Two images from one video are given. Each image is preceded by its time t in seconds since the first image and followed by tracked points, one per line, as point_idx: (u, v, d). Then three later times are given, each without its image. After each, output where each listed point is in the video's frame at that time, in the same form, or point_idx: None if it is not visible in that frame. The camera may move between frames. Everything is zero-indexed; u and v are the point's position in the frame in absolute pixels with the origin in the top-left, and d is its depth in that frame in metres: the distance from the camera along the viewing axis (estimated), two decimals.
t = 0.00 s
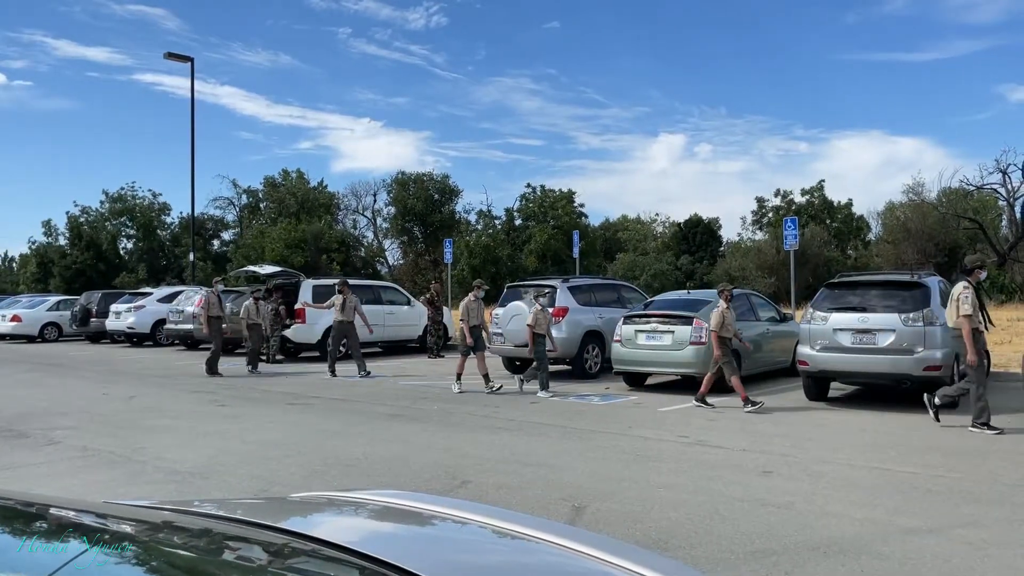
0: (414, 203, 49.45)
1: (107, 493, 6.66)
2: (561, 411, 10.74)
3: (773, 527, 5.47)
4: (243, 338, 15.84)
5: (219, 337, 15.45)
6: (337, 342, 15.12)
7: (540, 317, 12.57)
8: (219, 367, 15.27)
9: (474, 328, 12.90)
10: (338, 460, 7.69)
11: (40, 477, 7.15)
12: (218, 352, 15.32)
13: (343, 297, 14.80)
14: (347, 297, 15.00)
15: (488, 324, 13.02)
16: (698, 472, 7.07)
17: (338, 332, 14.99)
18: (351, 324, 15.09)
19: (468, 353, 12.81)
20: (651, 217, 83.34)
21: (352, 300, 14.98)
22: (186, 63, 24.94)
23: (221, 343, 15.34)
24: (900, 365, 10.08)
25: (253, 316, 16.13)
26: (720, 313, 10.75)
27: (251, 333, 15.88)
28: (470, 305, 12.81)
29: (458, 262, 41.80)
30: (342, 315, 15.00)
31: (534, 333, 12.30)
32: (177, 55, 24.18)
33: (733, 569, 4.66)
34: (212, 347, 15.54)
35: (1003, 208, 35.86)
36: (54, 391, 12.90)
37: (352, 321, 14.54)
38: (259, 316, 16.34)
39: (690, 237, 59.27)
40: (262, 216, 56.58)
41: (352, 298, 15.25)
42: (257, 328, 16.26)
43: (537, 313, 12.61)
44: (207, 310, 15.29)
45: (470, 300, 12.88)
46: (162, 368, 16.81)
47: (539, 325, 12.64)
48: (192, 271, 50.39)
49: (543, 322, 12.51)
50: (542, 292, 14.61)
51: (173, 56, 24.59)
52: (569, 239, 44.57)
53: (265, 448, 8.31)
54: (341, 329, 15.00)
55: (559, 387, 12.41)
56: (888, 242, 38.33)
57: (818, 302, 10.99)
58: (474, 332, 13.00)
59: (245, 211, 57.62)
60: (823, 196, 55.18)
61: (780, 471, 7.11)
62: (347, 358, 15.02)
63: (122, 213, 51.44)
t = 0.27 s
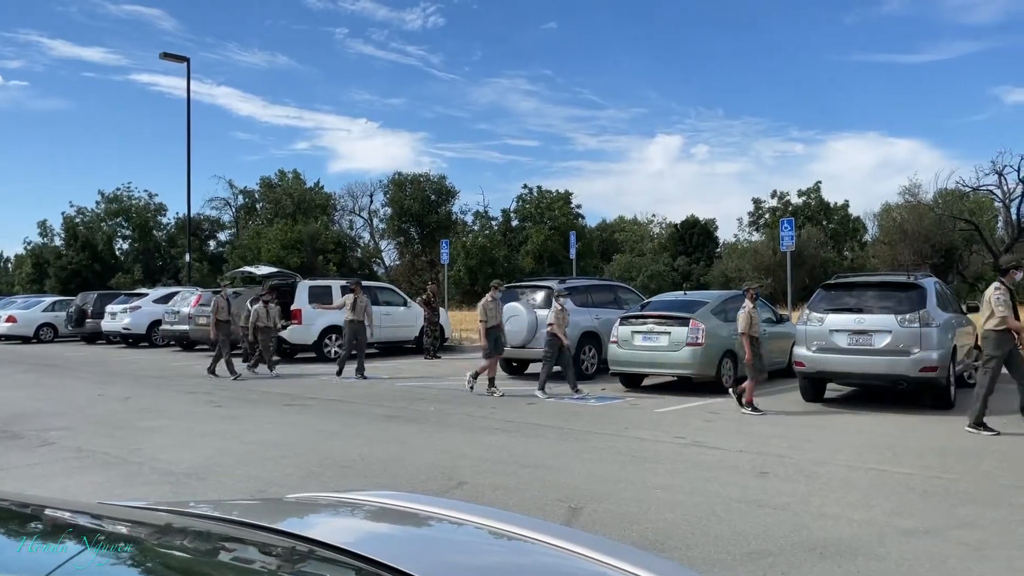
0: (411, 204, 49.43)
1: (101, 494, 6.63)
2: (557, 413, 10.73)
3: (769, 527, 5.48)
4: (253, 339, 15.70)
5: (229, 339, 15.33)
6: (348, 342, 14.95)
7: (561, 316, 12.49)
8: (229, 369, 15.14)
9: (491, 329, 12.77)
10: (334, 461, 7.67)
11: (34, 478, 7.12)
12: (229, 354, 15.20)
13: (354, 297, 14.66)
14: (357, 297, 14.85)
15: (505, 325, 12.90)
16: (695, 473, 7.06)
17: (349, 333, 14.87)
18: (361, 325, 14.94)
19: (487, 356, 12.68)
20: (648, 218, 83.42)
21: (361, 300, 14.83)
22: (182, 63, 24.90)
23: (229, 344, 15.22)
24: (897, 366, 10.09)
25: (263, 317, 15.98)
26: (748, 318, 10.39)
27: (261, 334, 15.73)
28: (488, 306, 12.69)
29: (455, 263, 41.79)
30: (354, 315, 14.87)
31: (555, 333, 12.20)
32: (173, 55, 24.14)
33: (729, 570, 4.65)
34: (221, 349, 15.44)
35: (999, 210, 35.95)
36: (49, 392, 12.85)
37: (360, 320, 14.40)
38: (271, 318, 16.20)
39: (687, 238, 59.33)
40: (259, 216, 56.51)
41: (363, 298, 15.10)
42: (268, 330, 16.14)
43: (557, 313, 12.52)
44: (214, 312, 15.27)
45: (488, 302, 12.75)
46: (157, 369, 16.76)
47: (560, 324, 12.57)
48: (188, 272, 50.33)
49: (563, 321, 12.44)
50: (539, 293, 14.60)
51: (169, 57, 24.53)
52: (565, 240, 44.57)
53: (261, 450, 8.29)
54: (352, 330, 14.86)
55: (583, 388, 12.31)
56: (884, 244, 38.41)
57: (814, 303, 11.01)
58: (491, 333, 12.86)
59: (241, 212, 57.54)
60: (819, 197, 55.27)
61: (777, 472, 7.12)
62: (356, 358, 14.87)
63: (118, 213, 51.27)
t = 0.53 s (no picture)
0: (407, 205, 49.41)
1: (96, 495, 6.61)
2: (553, 414, 10.72)
3: (765, 528, 5.48)
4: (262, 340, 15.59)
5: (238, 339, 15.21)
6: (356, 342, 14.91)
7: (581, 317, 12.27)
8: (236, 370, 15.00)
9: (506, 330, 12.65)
10: (329, 462, 7.65)
11: (27, 480, 7.08)
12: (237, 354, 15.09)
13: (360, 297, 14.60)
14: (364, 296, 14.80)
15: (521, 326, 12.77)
16: (690, 474, 7.06)
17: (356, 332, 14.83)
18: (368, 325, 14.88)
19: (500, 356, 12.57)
20: (643, 219, 83.53)
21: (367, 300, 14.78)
22: (177, 64, 24.86)
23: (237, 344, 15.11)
24: (891, 366, 10.11)
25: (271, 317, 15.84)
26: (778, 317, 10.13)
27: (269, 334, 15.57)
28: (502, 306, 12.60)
29: (451, 263, 41.80)
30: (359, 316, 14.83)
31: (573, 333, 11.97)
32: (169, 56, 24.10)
33: (725, 571, 4.65)
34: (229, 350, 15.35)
35: (993, 211, 36.05)
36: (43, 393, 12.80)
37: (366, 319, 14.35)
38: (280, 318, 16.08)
39: (682, 238, 59.44)
40: (254, 217, 56.46)
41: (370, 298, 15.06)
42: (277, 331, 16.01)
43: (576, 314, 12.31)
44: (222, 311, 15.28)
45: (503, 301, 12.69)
46: (152, 370, 16.71)
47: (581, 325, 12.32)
48: (183, 272, 50.23)
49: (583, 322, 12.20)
50: (534, 294, 14.59)
51: (165, 57, 24.48)
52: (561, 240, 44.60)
53: (255, 451, 8.26)
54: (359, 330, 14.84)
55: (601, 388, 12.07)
56: (879, 245, 38.51)
57: (809, 304, 11.02)
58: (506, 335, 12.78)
59: (236, 213, 57.50)
60: (815, 198, 55.36)
61: (772, 473, 7.13)
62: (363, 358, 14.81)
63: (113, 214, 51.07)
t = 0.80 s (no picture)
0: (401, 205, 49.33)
1: (90, 496, 6.60)
2: (548, 414, 10.73)
3: (759, 528, 5.49)
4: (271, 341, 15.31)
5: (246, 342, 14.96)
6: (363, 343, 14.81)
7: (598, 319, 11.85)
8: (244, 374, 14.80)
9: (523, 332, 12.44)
10: (324, 463, 7.64)
11: (21, 481, 7.06)
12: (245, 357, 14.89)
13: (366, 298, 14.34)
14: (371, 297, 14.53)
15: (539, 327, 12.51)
16: (684, 475, 7.08)
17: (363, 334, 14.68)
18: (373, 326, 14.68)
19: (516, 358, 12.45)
20: (638, 220, 83.61)
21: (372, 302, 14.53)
22: (172, 64, 24.83)
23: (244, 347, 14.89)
24: (885, 367, 10.15)
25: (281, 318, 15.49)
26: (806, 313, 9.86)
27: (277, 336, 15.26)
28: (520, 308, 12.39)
29: (445, 264, 41.80)
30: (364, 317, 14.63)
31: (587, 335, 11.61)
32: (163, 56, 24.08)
33: (718, 571, 4.66)
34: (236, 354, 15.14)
35: (987, 212, 36.14)
36: (37, 394, 12.76)
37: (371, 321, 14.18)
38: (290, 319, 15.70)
39: (677, 239, 59.50)
40: (248, 218, 56.39)
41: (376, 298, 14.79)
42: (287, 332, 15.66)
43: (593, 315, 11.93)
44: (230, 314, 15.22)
45: (522, 302, 12.43)
46: (146, 371, 16.68)
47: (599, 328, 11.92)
48: (177, 273, 50.12)
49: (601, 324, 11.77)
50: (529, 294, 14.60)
51: (159, 57, 24.44)
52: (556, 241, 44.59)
53: (250, 452, 8.25)
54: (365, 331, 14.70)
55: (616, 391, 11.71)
56: (873, 246, 38.59)
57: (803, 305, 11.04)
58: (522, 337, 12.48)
59: (231, 213, 57.42)
60: (809, 199, 55.46)
61: (767, 473, 7.14)
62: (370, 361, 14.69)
63: (106, 214, 50.88)
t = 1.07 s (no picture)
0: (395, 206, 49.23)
1: (82, 497, 6.58)
2: (542, 415, 10.73)
3: (752, 528, 5.51)
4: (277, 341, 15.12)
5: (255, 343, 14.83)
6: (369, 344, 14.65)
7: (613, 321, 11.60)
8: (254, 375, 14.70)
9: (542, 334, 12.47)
10: (318, 464, 7.63)
11: (13, 482, 7.04)
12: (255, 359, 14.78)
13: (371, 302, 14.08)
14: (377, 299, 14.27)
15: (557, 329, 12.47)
16: (678, 475, 7.09)
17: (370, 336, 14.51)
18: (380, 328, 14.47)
19: (533, 361, 12.49)
20: (632, 221, 83.69)
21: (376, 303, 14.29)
22: (165, 64, 24.78)
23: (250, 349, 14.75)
24: (878, 368, 10.18)
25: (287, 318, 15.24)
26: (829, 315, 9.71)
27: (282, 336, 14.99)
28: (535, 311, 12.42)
29: (439, 265, 41.77)
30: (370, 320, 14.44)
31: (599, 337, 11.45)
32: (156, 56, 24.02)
33: (711, 571, 4.67)
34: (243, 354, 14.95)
35: (979, 214, 36.27)
36: (29, 394, 12.71)
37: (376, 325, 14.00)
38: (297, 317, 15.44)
39: (671, 240, 59.58)
40: (242, 218, 56.26)
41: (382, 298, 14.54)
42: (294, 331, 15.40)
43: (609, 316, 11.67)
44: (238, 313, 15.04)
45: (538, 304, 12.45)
46: (139, 371, 16.63)
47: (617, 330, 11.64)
48: (170, 273, 49.97)
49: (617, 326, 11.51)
50: (523, 295, 14.61)
51: (152, 57, 24.38)
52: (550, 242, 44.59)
53: (244, 452, 8.23)
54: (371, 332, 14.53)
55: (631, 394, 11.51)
56: (866, 247, 38.70)
57: (796, 306, 11.07)
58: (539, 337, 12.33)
59: (224, 214, 57.30)
60: (802, 201, 55.64)
61: (760, 473, 7.16)
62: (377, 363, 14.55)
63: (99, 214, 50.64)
